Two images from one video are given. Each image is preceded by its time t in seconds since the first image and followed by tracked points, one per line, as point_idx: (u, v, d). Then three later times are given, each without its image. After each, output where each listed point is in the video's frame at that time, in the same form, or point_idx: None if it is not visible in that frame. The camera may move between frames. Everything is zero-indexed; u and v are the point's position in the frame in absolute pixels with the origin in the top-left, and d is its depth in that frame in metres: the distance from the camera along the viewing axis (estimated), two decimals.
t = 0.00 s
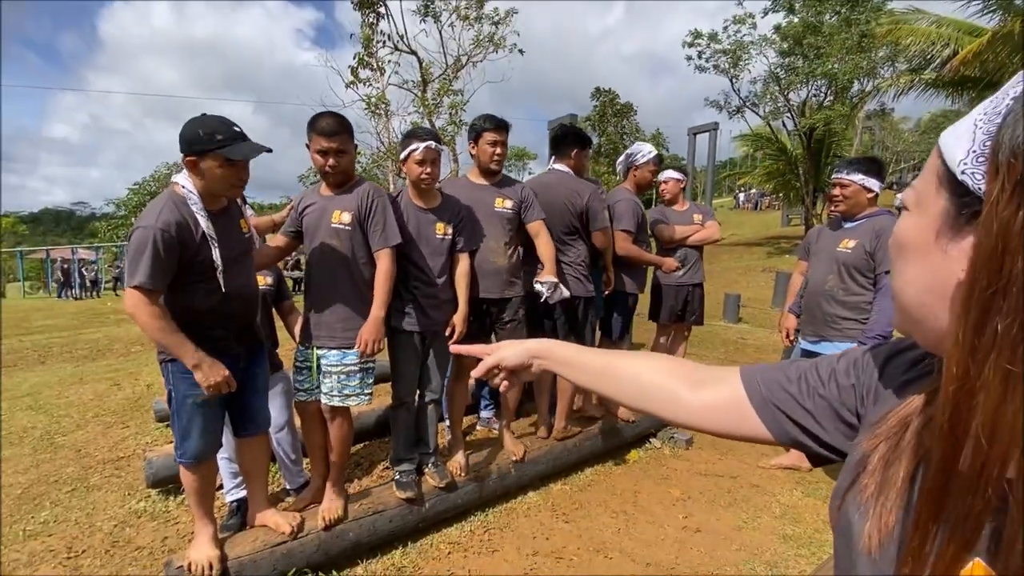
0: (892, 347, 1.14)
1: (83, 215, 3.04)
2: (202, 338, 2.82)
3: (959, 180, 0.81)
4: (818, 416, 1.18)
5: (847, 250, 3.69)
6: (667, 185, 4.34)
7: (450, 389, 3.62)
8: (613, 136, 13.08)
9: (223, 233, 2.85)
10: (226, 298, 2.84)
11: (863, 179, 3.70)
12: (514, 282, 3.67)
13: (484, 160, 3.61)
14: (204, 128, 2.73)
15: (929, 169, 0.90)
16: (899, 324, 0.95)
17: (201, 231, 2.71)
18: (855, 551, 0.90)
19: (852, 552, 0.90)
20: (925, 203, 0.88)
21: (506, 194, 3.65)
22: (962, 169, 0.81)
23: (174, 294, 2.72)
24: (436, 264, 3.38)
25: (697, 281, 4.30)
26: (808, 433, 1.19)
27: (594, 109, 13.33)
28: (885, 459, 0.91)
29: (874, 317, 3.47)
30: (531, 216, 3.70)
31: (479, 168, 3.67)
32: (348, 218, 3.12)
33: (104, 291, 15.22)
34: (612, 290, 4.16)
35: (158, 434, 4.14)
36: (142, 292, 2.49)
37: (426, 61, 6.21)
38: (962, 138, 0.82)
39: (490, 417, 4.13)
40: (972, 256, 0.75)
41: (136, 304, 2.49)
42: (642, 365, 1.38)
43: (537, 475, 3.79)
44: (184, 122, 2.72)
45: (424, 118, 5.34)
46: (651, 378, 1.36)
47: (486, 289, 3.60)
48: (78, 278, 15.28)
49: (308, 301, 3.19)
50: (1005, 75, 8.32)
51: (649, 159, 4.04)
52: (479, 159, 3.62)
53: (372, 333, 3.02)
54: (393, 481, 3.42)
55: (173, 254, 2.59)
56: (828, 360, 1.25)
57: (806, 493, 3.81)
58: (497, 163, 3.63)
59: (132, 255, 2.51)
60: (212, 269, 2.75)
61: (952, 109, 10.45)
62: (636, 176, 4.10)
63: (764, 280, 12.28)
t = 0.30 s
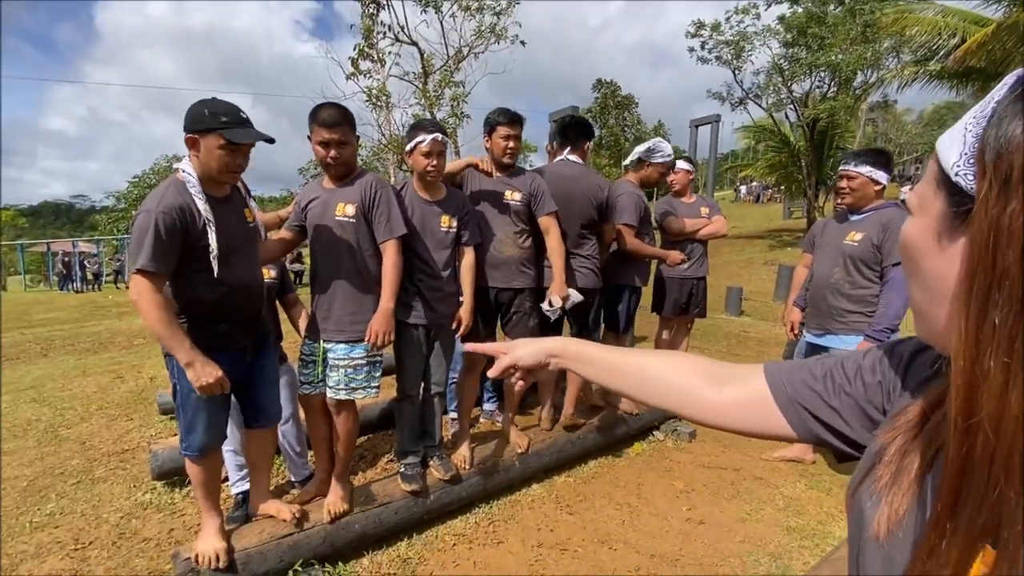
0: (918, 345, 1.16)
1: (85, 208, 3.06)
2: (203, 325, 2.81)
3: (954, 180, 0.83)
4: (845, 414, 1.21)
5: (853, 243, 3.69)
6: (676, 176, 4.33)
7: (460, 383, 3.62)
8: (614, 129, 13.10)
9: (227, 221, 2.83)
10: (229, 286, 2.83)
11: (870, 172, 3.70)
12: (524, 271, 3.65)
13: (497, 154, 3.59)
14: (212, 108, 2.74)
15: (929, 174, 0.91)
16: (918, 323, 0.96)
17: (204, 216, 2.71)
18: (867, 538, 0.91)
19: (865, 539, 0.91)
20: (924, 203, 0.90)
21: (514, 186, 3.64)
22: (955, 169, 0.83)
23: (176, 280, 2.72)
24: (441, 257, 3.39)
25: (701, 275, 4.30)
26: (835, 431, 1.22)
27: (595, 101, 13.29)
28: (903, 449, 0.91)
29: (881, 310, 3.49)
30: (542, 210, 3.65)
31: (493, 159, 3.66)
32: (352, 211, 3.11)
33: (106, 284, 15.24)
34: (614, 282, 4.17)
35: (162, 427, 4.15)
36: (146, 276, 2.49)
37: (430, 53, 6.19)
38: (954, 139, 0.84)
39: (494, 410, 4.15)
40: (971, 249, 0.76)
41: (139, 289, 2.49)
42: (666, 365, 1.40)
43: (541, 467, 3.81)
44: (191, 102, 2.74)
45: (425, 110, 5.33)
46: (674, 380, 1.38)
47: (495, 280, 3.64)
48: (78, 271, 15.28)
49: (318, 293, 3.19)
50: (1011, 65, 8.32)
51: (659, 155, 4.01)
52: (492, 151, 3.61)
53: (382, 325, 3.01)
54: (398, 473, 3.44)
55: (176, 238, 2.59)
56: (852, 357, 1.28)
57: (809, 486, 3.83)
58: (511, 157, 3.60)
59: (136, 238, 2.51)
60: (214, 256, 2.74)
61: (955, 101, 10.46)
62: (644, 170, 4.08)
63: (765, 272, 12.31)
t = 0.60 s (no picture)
0: (951, 322, 1.18)
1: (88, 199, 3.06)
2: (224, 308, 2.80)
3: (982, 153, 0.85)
4: (874, 392, 1.23)
5: (862, 230, 3.68)
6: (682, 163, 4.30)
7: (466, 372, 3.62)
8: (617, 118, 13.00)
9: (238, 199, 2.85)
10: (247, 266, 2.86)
11: (880, 157, 3.61)
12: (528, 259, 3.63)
13: (508, 138, 3.56)
14: (232, 90, 2.79)
15: (953, 152, 0.93)
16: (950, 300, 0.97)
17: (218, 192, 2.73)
18: (890, 512, 0.91)
19: (887, 513, 0.92)
20: (953, 179, 0.91)
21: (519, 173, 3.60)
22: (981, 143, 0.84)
23: (197, 260, 2.73)
24: (446, 245, 3.39)
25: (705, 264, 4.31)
26: (863, 410, 1.24)
27: (598, 89, 13.17)
28: (928, 423, 0.92)
29: (889, 297, 3.49)
30: (545, 198, 3.57)
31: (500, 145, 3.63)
32: (359, 205, 3.12)
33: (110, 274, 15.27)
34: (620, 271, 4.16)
35: (167, 416, 4.17)
36: (167, 251, 2.52)
37: (432, 42, 6.15)
38: (977, 114, 0.85)
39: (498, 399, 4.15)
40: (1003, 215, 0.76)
41: (163, 264, 2.53)
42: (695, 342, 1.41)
43: (545, 456, 3.81)
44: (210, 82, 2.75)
45: (427, 97, 5.31)
46: (702, 357, 1.39)
47: (501, 267, 3.64)
48: (82, 263, 15.29)
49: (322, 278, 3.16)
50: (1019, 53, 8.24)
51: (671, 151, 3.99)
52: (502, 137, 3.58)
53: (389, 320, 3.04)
54: (403, 462, 3.45)
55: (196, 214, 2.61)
56: (880, 338, 1.30)
57: (814, 474, 3.82)
58: (520, 145, 3.59)
59: (155, 215, 2.54)
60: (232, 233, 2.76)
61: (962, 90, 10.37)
62: (653, 162, 4.06)
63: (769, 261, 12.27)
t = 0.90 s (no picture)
0: (959, 305, 1.15)
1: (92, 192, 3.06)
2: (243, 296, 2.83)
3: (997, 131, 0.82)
4: (879, 375, 1.22)
5: (868, 217, 3.63)
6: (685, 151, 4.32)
7: (470, 361, 3.63)
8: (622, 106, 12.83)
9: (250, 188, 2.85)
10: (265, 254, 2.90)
11: (885, 144, 3.56)
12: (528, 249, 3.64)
13: (519, 127, 3.52)
14: (242, 82, 2.76)
15: (966, 128, 0.91)
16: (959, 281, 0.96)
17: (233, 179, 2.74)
18: (889, 490, 0.90)
19: (887, 491, 0.91)
20: (968, 157, 0.89)
21: (524, 161, 3.58)
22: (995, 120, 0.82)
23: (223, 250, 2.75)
24: (450, 234, 3.38)
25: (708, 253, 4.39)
26: (868, 393, 1.23)
27: (603, 76, 13.02)
28: (930, 403, 0.91)
29: (894, 285, 3.45)
30: (548, 188, 3.59)
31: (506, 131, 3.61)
32: (367, 199, 3.12)
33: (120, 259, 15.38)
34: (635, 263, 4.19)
35: (173, 405, 4.21)
36: (201, 237, 2.59)
37: (435, 31, 6.12)
38: (993, 89, 0.83)
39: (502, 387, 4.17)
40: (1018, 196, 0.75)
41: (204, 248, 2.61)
42: (702, 328, 1.43)
43: (549, 444, 3.83)
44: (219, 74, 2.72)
45: (429, 86, 5.28)
46: (708, 343, 1.41)
47: (504, 256, 3.63)
48: (88, 254, 15.33)
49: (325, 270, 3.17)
50: None
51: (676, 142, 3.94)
52: (509, 125, 3.56)
53: (403, 310, 3.08)
54: (407, 450, 3.47)
55: (223, 195, 2.67)
56: (890, 322, 1.27)
57: (817, 463, 3.83)
58: (527, 135, 3.56)
59: (180, 206, 2.59)
60: (251, 220, 2.79)
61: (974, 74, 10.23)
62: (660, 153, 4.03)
63: (774, 250, 12.21)
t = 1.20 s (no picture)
0: (960, 281, 1.13)
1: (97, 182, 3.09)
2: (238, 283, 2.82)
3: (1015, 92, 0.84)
4: (875, 352, 1.19)
5: (875, 204, 3.48)
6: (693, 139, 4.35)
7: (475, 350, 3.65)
8: (627, 95, 12.70)
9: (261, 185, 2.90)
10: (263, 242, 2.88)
11: (895, 129, 3.38)
12: (524, 239, 3.66)
13: (519, 115, 3.53)
14: (260, 78, 2.74)
15: (980, 94, 0.93)
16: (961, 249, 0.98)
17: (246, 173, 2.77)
18: (893, 468, 0.96)
19: (890, 468, 0.96)
20: (981, 125, 0.91)
21: (522, 149, 3.59)
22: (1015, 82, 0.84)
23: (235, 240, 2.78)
24: (453, 223, 3.36)
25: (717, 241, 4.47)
26: (864, 370, 1.20)
27: (608, 64, 12.90)
28: (931, 382, 0.95)
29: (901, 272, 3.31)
30: (545, 176, 3.66)
31: (502, 119, 3.60)
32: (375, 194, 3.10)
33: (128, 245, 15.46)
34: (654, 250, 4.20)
35: (180, 394, 4.26)
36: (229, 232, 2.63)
37: (439, 20, 6.10)
38: (1012, 52, 0.85)
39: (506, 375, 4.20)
40: None
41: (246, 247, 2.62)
42: (697, 309, 1.38)
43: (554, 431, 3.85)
44: (238, 68, 2.70)
45: (434, 73, 5.27)
46: (704, 324, 1.37)
47: (503, 246, 3.62)
48: (94, 248, 15.35)
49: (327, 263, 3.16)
50: None
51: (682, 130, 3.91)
52: (506, 113, 3.56)
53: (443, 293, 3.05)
54: (413, 438, 3.49)
55: (241, 184, 2.71)
56: (888, 296, 1.23)
57: (822, 452, 3.84)
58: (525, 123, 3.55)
59: (203, 201, 2.62)
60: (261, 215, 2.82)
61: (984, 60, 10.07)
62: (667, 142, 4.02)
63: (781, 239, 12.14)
